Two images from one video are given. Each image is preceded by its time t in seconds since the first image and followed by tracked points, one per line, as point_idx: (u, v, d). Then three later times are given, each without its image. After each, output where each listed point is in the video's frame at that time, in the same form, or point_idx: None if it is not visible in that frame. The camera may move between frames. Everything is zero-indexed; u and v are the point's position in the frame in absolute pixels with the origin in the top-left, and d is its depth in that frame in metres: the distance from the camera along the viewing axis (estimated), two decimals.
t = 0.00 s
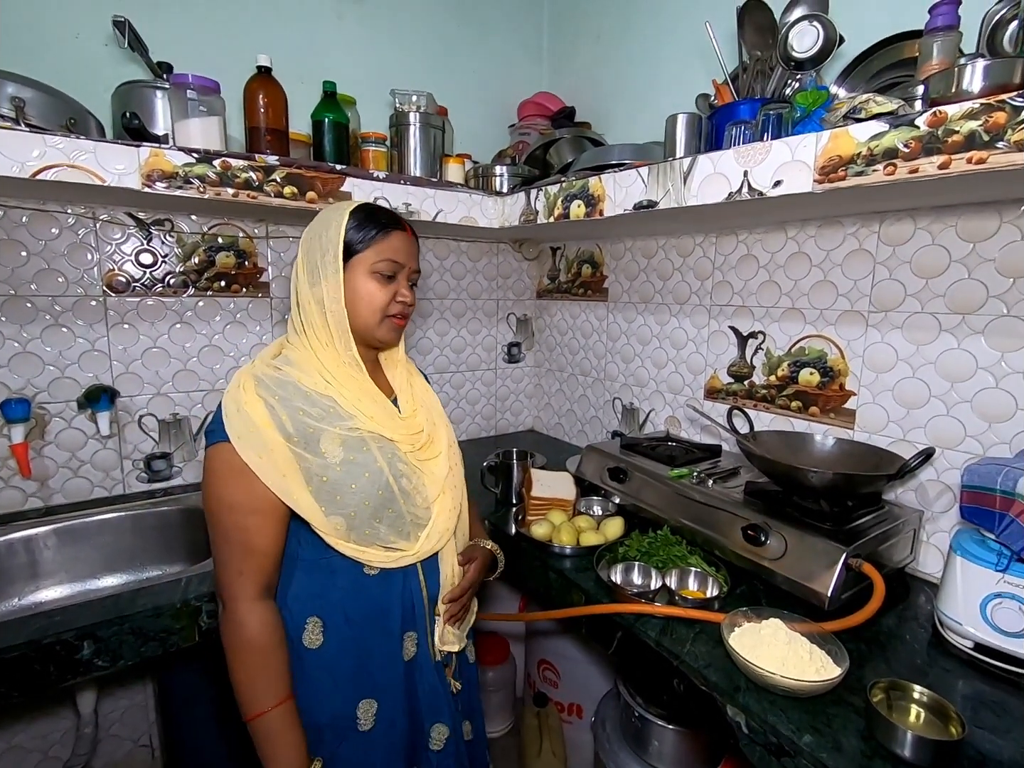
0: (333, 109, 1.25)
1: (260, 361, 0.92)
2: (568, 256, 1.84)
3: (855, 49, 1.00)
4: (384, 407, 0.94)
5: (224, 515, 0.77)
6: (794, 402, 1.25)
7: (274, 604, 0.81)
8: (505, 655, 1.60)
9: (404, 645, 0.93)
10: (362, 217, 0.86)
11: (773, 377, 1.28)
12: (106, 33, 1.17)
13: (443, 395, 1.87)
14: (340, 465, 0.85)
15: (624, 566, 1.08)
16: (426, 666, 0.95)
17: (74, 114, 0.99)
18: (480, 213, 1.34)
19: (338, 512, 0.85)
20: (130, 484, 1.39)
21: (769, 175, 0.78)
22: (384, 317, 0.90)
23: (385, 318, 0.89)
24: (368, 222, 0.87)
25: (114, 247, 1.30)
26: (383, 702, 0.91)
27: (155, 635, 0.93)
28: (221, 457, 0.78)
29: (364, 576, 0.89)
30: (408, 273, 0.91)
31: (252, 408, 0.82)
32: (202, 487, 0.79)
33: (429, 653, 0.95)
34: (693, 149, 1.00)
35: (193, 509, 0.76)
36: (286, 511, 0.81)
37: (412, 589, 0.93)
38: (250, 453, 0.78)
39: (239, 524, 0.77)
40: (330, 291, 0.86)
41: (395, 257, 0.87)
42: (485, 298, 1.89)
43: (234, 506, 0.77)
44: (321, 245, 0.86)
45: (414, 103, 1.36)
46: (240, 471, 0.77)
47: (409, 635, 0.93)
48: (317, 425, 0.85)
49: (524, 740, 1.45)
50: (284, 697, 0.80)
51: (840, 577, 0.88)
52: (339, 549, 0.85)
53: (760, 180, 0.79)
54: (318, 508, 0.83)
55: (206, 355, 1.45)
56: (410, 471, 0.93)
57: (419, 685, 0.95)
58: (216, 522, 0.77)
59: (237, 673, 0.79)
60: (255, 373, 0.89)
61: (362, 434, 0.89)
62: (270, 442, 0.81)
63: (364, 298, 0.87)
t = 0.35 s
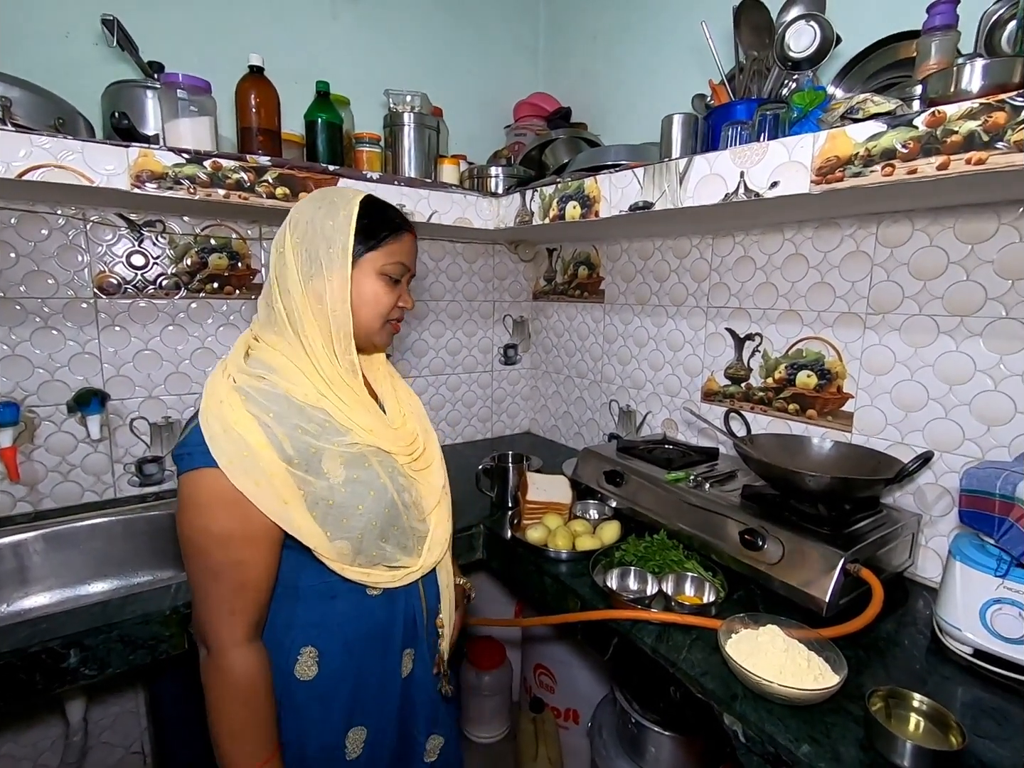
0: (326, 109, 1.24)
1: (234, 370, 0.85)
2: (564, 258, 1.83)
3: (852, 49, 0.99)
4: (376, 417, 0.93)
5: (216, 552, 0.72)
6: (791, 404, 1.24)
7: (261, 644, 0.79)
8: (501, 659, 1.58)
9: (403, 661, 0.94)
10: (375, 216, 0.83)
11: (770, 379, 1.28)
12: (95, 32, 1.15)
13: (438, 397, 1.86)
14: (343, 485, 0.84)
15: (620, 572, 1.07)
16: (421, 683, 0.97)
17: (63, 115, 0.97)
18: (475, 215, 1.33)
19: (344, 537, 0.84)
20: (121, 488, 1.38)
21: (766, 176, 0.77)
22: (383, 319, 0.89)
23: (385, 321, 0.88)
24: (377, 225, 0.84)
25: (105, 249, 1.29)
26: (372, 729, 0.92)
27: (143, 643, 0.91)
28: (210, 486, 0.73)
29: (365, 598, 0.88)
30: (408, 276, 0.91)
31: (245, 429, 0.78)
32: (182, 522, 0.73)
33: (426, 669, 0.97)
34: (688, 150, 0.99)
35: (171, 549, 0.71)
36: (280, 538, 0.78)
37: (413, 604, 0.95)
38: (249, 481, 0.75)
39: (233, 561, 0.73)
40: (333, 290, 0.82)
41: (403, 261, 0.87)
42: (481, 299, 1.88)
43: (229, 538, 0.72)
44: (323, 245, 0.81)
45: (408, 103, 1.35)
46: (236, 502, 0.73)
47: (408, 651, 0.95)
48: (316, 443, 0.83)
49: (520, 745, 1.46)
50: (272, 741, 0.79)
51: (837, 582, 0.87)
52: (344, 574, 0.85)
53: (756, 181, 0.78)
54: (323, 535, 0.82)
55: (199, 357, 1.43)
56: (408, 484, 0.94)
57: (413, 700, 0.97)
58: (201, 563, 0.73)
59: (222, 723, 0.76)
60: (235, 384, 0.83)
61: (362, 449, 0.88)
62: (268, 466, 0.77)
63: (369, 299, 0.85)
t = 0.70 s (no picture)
0: (318, 108, 1.23)
1: (193, 408, 0.78)
2: (562, 257, 1.81)
3: (850, 43, 0.97)
4: (349, 440, 0.91)
5: (223, 612, 0.68)
6: (790, 405, 1.22)
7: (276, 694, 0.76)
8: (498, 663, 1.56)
9: (391, 681, 0.94)
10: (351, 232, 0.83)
11: (769, 380, 1.25)
12: (82, 29, 1.14)
13: (435, 398, 1.84)
14: (335, 518, 0.82)
15: (613, 576, 1.05)
16: (407, 701, 0.98)
17: (49, 114, 0.96)
18: (468, 214, 1.31)
19: (341, 571, 0.82)
20: (114, 490, 1.37)
21: (759, 172, 0.76)
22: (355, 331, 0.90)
23: (360, 334, 0.89)
24: (353, 239, 0.85)
25: (96, 249, 1.28)
26: (362, 759, 0.92)
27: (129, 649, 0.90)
28: (201, 544, 0.68)
29: (356, 625, 0.88)
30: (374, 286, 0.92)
31: (229, 475, 0.73)
32: (174, 588, 0.67)
33: (411, 688, 0.98)
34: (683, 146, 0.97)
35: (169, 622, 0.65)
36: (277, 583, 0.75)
37: (400, 620, 0.95)
38: (245, 535, 0.70)
39: (240, 617, 0.69)
40: (314, 312, 0.80)
41: (375, 276, 0.90)
42: (478, 300, 1.87)
43: (232, 594, 0.68)
44: (303, 265, 0.77)
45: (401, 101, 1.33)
46: (234, 555, 0.69)
47: (394, 672, 0.95)
48: (304, 476, 0.80)
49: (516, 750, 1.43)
50: None
51: (834, 588, 0.85)
52: (344, 608, 0.84)
53: (750, 178, 0.77)
54: (321, 574, 0.80)
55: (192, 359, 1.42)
56: (388, 503, 0.94)
57: (400, 717, 0.99)
58: (206, 628, 0.68)
59: None
60: (201, 423, 0.76)
61: (345, 476, 0.86)
62: (263, 512, 0.73)
63: (347, 315, 0.86)
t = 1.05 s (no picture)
0: (302, 100, 1.21)
1: (140, 413, 0.75)
2: (557, 252, 1.77)
3: (846, 23, 0.92)
4: (314, 439, 0.89)
5: (175, 625, 0.66)
6: (787, 404, 1.18)
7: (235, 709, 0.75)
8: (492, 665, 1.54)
9: (371, 684, 0.93)
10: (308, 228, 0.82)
11: (765, 378, 1.22)
12: (54, 22, 1.12)
13: (429, 396, 1.82)
14: (300, 518, 0.81)
15: (599, 581, 1.02)
16: (390, 706, 0.97)
17: (24, 109, 0.95)
18: (456, 208, 1.28)
19: (308, 572, 0.82)
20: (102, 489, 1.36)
21: (745, 160, 0.72)
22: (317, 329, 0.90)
23: (322, 332, 0.89)
24: (314, 236, 0.84)
25: (81, 246, 1.27)
26: (345, 761, 0.91)
27: (102, 653, 0.90)
28: (150, 553, 0.66)
29: (331, 628, 0.86)
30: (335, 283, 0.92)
31: (181, 480, 0.71)
32: (121, 603, 0.65)
33: (394, 689, 0.97)
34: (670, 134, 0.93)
35: (118, 638, 0.63)
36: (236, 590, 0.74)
37: (378, 622, 0.93)
38: (196, 541, 0.68)
39: (193, 629, 0.67)
40: (276, 312, 0.79)
41: (337, 273, 0.89)
42: (473, 296, 1.84)
43: (185, 604, 0.67)
44: (263, 264, 0.76)
45: (387, 93, 1.30)
46: (185, 562, 0.68)
47: (374, 674, 0.93)
48: (266, 476, 0.79)
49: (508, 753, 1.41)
50: None
51: (826, 596, 0.82)
52: (312, 609, 0.83)
53: (735, 167, 0.73)
54: (285, 575, 0.79)
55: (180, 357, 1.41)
56: (357, 500, 0.92)
57: (383, 723, 0.97)
58: (156, 643, 0.66)
59: None
60: (149, 427, 0.74)
61: (310, 474, 0.84)
62: (218, 517, 0.71)
63: (306, 313, 0.85)
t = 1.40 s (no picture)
0: (287, 93, 1.18)
1: (103, 385, 0.75)
2: (556, 247, 1.74)
3: (844, 5, 0.87)
4: (285, 421, 0.88)
5: (106, 593, 0.65)
6: (784, 404, 1.13)
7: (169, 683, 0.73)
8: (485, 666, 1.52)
9: (344, 672, 0.90)
10: (295, 226, 0.81)
11: (761, 377, 1.17)
12: (27, 14, 1.11)
13: (425, 393, 1.80)
14: (258, 496, 0.80)
15: (578, 587, 1.00)
16: (367, 693, 0.94)
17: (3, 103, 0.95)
18: (445, 202, 1.26)
19: (263, 549, 0.80)
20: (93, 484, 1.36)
21: (725, 149, 0.68)
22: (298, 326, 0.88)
23: (301, 329, 0.88)
24: (299, 235, 0.83)
25: (70, 242, 1.26)
26: (322, 749, 0.88)
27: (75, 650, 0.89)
28: (91, 517, 0.66)
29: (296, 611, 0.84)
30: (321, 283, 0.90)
31: (130, 449, 0.70)
32: (62, 559, 0.65)
33: (369, 676, 0.94)
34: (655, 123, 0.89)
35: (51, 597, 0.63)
36: (182, 562, 0.72)
37: (349, 608, 0.91)
38: (138, 508, 0.67)
39: (124, 599, 0.66)
40: (254, 306, 0.78)
41: (321, 272, 0.88)
42: (470, 292, 1.81)
43: (118, 573, 0.66)
44: (246, 258, 0.76)
45: (375, 84, 1.28)
46: (126, 528, 0.67)
47: (348, 662, 0.91)
48: (224, 452, 0.77)
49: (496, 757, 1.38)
50: None
51: (812, 609, 0.78)
52: (269, 588, 0.81)
53: (715, 156, 0.69)
54: (239, 551, 0.77)
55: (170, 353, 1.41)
56: (328, 485, 0.90)
57: (361, 711, 0.94)
58: (85, 608, 0.65)
59: None
60: (110, 398, 0.74)
61: (274, 453, 0.83)
62: (165, 486, 0.71)
63: (286, 310, 0.84)
